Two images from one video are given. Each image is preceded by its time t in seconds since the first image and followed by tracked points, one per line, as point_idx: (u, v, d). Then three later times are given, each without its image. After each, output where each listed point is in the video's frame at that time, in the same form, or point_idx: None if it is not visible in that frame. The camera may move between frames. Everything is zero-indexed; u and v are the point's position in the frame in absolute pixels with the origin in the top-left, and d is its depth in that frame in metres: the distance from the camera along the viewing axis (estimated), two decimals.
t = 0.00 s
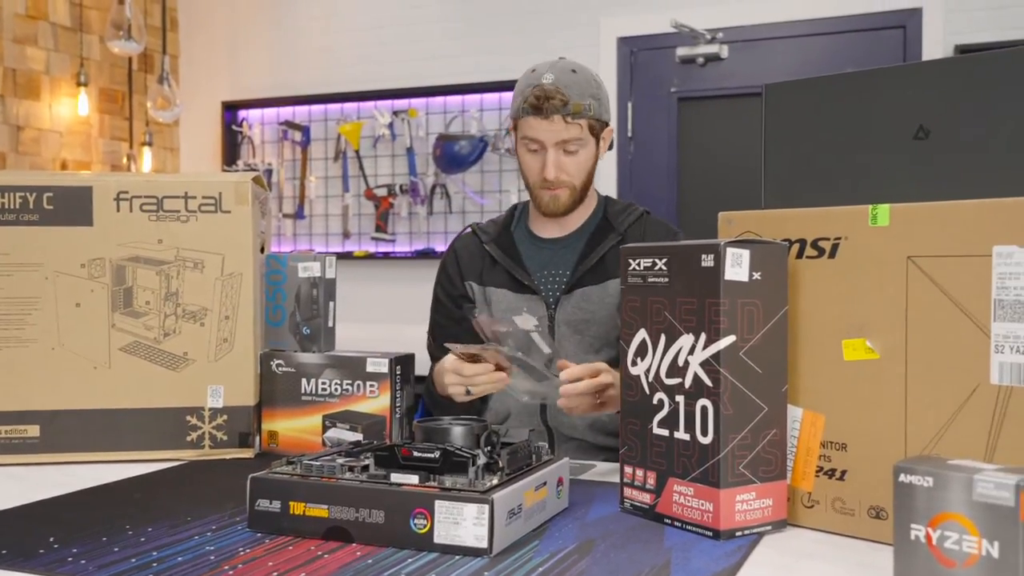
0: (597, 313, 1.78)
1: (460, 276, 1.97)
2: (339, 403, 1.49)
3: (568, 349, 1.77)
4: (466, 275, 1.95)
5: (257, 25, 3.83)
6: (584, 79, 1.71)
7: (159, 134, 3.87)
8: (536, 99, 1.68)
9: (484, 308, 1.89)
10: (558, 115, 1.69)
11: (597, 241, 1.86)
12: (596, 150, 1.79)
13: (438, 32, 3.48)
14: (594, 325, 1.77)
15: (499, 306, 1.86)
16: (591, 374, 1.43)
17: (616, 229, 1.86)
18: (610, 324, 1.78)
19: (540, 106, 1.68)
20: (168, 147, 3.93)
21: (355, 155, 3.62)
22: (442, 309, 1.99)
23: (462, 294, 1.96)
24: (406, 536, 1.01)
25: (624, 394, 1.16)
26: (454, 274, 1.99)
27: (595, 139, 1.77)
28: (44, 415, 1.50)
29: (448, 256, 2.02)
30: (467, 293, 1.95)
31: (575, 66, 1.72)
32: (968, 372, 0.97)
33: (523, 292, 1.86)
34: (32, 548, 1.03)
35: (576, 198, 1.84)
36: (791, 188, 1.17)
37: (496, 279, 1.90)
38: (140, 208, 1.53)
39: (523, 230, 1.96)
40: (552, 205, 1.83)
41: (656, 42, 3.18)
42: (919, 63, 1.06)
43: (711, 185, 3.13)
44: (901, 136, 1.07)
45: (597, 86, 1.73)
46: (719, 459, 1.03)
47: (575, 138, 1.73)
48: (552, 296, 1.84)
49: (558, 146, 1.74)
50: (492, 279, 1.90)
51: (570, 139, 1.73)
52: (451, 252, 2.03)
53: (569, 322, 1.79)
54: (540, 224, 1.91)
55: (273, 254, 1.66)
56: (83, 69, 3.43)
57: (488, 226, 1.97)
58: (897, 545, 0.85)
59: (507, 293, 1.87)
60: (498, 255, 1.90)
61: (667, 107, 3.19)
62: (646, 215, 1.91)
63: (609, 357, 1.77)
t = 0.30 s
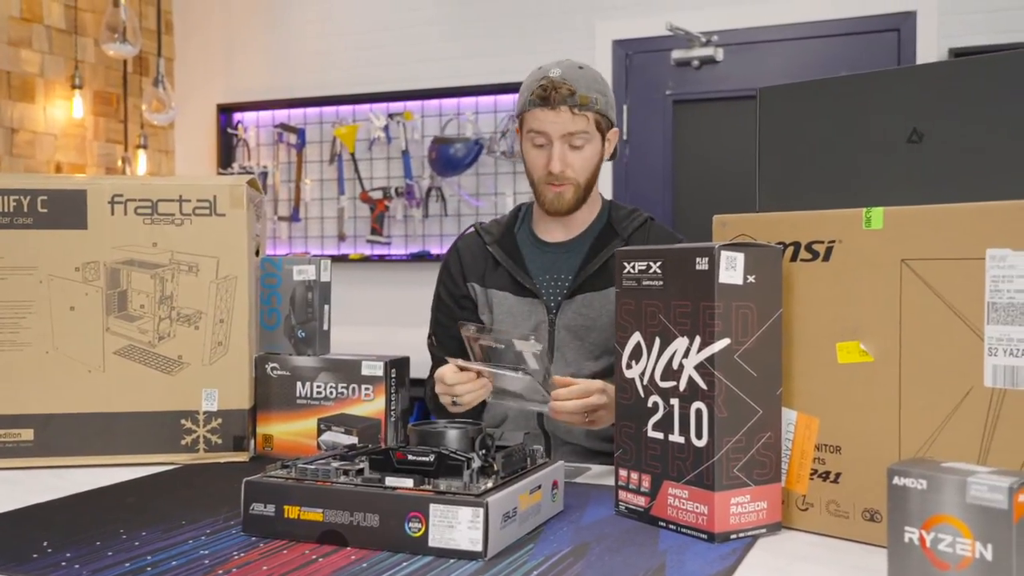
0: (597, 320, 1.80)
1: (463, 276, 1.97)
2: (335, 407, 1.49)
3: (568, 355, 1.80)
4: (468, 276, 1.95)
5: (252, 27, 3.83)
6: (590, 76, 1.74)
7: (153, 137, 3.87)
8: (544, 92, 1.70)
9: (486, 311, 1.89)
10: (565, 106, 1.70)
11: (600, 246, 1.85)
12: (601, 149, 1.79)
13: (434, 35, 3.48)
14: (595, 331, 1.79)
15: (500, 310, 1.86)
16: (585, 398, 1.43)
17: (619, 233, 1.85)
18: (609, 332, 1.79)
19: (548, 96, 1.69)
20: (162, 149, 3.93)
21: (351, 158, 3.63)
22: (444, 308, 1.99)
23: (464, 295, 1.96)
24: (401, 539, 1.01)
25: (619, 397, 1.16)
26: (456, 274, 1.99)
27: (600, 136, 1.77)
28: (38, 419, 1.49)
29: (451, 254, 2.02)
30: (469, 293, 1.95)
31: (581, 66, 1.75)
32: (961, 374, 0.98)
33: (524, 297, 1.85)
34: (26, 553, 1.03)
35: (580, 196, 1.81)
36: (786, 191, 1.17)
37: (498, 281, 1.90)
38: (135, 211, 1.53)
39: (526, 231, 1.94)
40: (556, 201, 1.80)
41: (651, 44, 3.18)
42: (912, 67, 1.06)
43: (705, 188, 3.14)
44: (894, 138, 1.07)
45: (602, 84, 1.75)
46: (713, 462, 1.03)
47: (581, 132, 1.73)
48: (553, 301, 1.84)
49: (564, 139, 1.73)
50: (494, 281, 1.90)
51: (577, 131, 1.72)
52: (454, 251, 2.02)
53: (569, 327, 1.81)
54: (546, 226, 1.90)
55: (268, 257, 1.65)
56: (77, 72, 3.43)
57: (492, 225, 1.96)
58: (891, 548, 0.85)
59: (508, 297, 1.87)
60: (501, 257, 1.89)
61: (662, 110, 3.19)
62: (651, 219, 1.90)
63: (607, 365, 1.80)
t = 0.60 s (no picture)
0: (593, 321, 1.80)
1: (459, 276, 1.97)
2: (329, 407, 1.49)
3: (564, 356, 1.81)
4: (465, 276, 1.95)
5: (245, 27, 3.82)
6: (589, 75, 1.75)
7: (147, 137, 3.86)
8: (543, 87, 1.71)
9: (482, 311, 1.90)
10: (565, 100, 1.70)
11: (597, 247, 1.85)
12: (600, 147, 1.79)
13: (428, 35, 3.48)
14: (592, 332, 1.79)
15: (497, 310, 1.87)
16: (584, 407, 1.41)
17: (616, 234, 1.85)
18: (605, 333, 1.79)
19: (548, 91, 1.70)
20: (156, 150, 3.92)
21: (345, 158, 3.62)
22: (440, 309, 1.99)
23: (461, 295, 1.96)
24: (395, 540, 1.01)
25: (612, 397, 1.16)
26: (453, 274, 1.99)
27: (599, 134, 1.77)
28: (31, 420, 1.49)
29: (447, 254, 2.02)
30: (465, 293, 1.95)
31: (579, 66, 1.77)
32: (954, 374, 0.98)
33: (521, 297, 1.86)
34: (19, 554, 1.03)
35: (579, 194, 1.80)
36: (779, 191, 1.17)
37: (495, 282, 1.90)
38: (128, 211, 1.53)
39: (522, 232, 1.93)
40: (555, 198, 1.79)
41: (645, 44, 3.18)
42: (905, 66, 1.06)
43: (700, 188, 3.14)
44: (887, 139, 1.07)
45: (601, 82, 1.76)
46: (707, 462, 1.03)
47: (581, 128, 1.72)
48: (550, 301, 1.84)
49: (564, 135, 1.72)
50: (490, 281, 1.90)
51: (577, 126, 1.72)
52: (451, 251, 2.02)
53: (565, 328, 1.81)
54: (544, 228, 1.89)
55: (261, 257, 1.65)
56: (70, 72, 3.42)
57: (488, 224, 1.96)
58: (884, 547, 0.86)
59: (504, 297, 1.87)
60: (497, 257, 1.89)
61: (656, 110, 3.20)
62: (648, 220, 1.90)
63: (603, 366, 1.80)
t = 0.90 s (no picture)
0: (590, 321, 1.80)
1: (454, 278, 1.97)
2: (328, 407, 1.49)
3: (560, 356, 1.80)
4: (461, 278, 1.95)
5: (244, 28, 3.82)
6: (577, 76, 1.73)
7: (145, 138, 3.86)
8: (530, 94, 1.70)
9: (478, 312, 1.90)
10: (552, 108, 1.69)
11: (593, 247, 1.85)
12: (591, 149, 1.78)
13: (426, 36, 3.48)
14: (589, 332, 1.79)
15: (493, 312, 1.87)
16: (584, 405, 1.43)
17: (610, 233, 1.86)
18: (602, 333, 1.79)
19: (534, 99, 1.68)
20: (155, 150, 3.92)
21: (344, 158, 3.62)
22: (437, 311, 1.99)
23: (456, 297, 1.96)
24: (393, 540, 1.00)
25: (611, 397, 1.16)
26: (449, 276, 1.99)
27: (589, 136, 1.76)
28: (28, 421, 1.49)
29: (442, 257, 2.02)
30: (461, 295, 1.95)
31: (567, 66, 1.74)
32: (952, 373, 0.98)
33: (517, 298, 1.86)
34: (17, 554, 1.03)
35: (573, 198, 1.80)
36: (777, 190, 1.17)
37: (491, 283, 1.90)
38: (126, 212, 1.53)
39: (518, 233, 1.94)
40: (548, 205, 1.80)
41: (644, 45, 3.18)
42: (902, 66, 1.06)
43: (698, 188, 3.14)
44: (886, 139, 1.07)
45: (588, 82, 1.74)
46: (706, 461, 1.03)
47: (570, 134, 1.72)
48: (547, 302, 1.85)
49: (553, 142, 1.72)
50: (487, 283, 1.90)
51: (565, 133, 1.71)
52: (446, 253, 2.01)
53: (562, 328, 1.81)
54: (538, 229, 1.89)
55: (260, 258, 1.65)
56: (69, 73, 3.42)
57: (483, 226, 1.95)
58: (883, 547, 0.85)
59: (501, 298, 1.87)
60: (492, 259, 1.89)
61: (655, 110, 3.20)
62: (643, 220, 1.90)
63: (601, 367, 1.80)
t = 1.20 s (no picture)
0: (585, 322, 1.80)
1: (447, 284, 1.97)
2: (326, 409, 1.49)
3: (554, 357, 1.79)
4: (454, 284, 1.96)
5: (242, 29, 3.82)
6: (561, 73, 1.73)
7: (144, 140, 3.86)
8: (514, 91, 1.70)
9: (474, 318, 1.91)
10: (537, 103, 1.69)
11: (585, 248, 1.85)
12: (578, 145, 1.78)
13: (424, 38, 3.48)
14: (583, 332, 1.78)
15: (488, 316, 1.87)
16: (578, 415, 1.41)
17: (602, 234, 1.86)
18: (596, 335, 1.78)
19: (518, 95, 1.68)
20: (153, 152, 3.92)
21: (342, 160, 3.62)
22: (430, 318, 1.98)
23: (450, 303, 1.96)
24: (390, 541, 1.00)
25: (609, 398, 1.16)
26: (441, 282, 1.99)
27: (575, 132, 1.76)
28: (27, 423, 1.49)
29: (435, 263, 2.02)
30: (455, 300, 1.95)
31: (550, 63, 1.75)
32: (949, 373, 0.98)
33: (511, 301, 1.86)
34: (15, 557, 1.03)
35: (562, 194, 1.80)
36: (773, 192, 1.18)
37: (485, 288, 1.91)
38: (123, 214, 1.53)
39: (509, 237, 1.93)
40: (537, 203, 1.80)
41: (641, 46, 3.19)
42: (898, 67, 1.06)
43: (696, 190, 3.15)
44: (883, 139, 1.07)
45: (574, 79, 1.74)
46: (703, 463, 1.03)
47: (556, 129, 1.72)
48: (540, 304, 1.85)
49: (539, 138, 1.72)
50: (481, 288, 1.91)
51: (552, 128, 1.71)
52: (438, 259, 2.01)
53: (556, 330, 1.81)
54: (530, 231, 1.89)
55: (257, 260, 1.65)
56: (67, 75, 3.43)
57: (474, 231, 1.96)
58: (881, 548, 0.85)
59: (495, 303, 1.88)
60: (485, 263, 1.89)
61: (653, 111, 3.20)
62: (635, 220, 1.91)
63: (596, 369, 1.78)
